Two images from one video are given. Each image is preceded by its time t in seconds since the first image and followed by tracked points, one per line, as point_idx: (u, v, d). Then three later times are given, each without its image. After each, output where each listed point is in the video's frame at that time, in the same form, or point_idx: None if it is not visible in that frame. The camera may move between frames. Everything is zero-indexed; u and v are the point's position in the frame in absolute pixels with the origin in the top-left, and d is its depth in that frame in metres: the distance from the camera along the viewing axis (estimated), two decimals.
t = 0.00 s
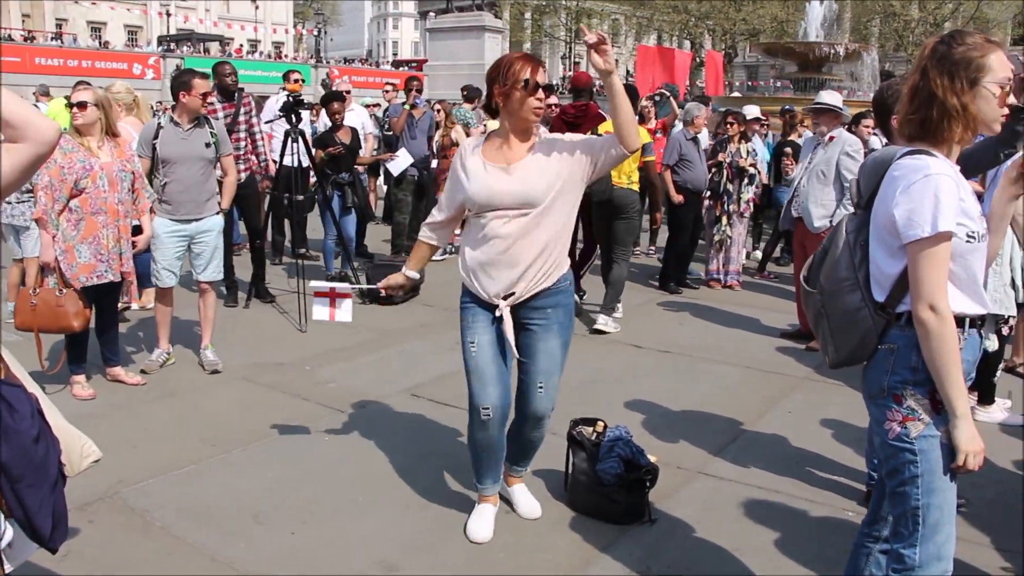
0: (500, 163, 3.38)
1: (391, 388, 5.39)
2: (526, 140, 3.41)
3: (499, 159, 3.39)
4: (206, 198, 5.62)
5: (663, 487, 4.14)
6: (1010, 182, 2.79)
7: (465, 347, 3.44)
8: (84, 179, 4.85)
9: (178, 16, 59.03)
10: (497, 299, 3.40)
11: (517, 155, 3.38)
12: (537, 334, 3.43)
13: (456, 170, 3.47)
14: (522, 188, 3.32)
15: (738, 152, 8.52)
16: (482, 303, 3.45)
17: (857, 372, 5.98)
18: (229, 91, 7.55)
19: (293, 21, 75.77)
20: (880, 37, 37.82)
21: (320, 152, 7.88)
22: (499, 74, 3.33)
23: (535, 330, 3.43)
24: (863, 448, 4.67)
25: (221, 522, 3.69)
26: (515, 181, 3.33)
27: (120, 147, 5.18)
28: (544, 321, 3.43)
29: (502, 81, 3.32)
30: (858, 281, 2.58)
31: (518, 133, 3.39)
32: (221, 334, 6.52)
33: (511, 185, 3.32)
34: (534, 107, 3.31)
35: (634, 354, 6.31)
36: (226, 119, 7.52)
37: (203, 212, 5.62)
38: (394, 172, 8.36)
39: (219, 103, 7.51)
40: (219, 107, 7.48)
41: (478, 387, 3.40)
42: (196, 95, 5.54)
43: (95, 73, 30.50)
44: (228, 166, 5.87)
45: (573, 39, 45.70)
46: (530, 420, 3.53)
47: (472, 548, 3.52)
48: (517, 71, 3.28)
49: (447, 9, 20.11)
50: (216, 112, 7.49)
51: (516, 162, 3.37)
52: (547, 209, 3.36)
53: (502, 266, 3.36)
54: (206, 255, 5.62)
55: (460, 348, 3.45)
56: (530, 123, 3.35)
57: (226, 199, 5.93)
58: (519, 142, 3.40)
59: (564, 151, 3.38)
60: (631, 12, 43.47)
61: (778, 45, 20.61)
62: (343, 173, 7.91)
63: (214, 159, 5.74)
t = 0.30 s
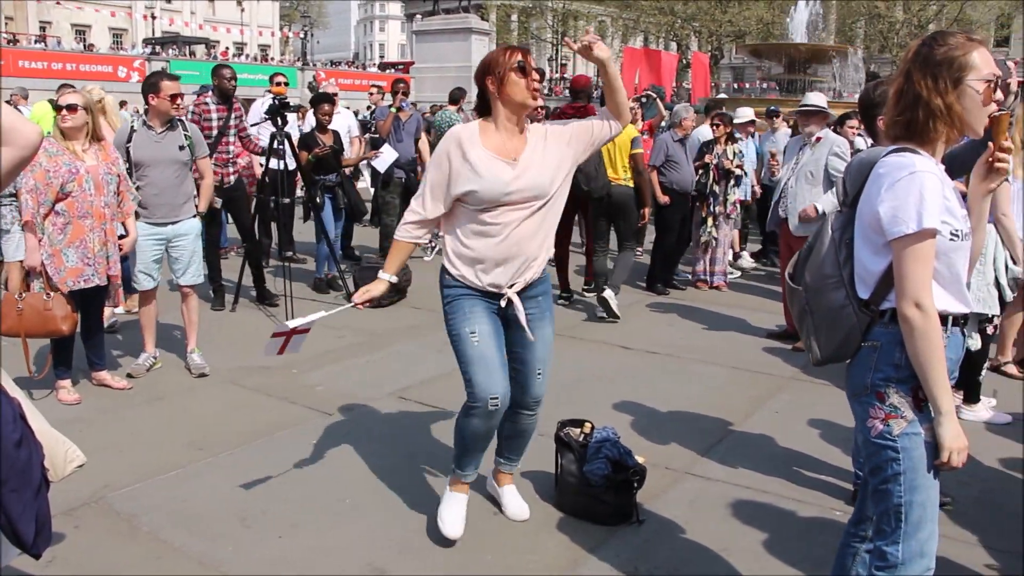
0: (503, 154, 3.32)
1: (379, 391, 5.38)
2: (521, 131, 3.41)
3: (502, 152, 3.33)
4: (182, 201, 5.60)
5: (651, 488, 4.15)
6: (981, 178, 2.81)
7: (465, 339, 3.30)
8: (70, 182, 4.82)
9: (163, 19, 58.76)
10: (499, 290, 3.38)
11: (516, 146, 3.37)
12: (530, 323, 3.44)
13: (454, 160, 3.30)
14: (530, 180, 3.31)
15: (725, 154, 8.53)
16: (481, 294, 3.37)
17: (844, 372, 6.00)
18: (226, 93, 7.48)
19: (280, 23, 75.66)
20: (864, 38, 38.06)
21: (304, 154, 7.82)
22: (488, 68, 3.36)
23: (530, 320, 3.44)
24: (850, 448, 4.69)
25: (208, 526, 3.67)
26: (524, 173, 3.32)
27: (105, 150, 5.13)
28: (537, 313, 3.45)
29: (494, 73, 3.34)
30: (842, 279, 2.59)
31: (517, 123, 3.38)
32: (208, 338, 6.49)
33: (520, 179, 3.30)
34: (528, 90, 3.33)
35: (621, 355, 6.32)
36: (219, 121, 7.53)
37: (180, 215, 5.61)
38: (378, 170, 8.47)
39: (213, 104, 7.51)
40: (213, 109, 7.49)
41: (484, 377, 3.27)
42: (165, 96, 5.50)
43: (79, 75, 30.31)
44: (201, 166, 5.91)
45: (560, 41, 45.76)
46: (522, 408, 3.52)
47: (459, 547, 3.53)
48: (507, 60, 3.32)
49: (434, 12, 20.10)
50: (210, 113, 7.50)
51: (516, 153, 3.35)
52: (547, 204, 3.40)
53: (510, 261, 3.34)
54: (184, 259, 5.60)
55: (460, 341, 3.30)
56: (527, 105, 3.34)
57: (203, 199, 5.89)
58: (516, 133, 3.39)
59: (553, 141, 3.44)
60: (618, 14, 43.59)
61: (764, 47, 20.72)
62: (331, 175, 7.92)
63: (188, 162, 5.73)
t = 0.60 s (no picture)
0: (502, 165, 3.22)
1: (374, 392, 5.37)
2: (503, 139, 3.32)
3: (500, 161, 3.22)
4: (166, 203, 5.61)
5: (646, 489, 4.15)
6: (978, 178, 2.82)
7: (472, 378, 3.18)
8: (66, 184, 4.81)
9: (157, 20, 58.65)
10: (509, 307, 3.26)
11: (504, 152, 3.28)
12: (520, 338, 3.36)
13: (466, 176, 3.09)
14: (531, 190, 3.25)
15: (720, 155, 8.55)
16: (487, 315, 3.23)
17: (838, 372, 6.01)
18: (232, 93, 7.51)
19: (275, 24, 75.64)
20: (858, 38, 38.17)
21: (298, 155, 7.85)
22: (467, 78, 3.21)
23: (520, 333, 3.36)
24: (845, 448, 4.70)
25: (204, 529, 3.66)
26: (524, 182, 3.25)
27: (100, 151, 5.10)
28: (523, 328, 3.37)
29: (474, 83, 3.20)
30: (837, 278, 2.60)
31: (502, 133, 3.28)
32: (202, 340, 6.47)
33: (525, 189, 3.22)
34: (511, 103, 3.21)
35: (616, 355, 6.32)
36: (224, 121, 7.54)
37: (164, 217, 5.60)
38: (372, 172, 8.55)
39: (218, 104, 7.53)
40: (218, 108, 7.50)
41: (487, 415, 3.23)
42: (143, 98, 5.44)
43: (73, 77, 30.20)
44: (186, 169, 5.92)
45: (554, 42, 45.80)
46: (504, 416, 3.45)
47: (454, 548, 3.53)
48: (486, 71, 3.18)
49: (428, 12, 20.10)
50: (215, 113, 7.51)
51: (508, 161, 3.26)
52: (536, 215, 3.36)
53: (522, 274, 3.26)
54: (170, 263, 5.56)
55: (466, 379, 3.17)
56: (509, 118, 3.24)
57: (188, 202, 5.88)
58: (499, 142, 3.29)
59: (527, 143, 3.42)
60: (612, 14, 43.63)
61: (758, 47, 20.76)
62: (326, 177, 7.93)
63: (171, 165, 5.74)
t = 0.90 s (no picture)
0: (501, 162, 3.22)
1: (370, 394, 5.37)
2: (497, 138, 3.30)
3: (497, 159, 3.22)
4: (159, 205, 5.60)
5: (643, 489, 4.15)
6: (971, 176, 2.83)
7: (466, 372, 3.15)
8: (62, 186, 4.81)
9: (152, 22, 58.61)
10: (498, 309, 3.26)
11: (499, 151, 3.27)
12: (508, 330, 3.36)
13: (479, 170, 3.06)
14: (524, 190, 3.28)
15: (716, 155, 8.55)
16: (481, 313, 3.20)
17: (834, 372, 6.02)
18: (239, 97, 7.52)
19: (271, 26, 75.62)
20: (854, 39, 38.28)
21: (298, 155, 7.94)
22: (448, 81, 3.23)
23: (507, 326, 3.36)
24: (841, 447, 4.71)
25: (200, 531, 3.66)
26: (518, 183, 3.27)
27: (96, 153, 5.09)
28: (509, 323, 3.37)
29: (456, 85, 3.22)
30: (836, 282, 2.60)
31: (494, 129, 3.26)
32: (198, 342, 6.46)
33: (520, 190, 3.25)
34: (497, 98, 3.21)
35: (613, 356, 6.33)
36: (231, 122, 7.42)
37: (156, 220, 5.60)
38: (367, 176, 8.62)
39: (226, 106, 7.44)
40: (225, 109, 7.40)
41: (481, 409, 3.21)
42: (134, 101, 5.43)
43: (68, 80, 30.16)
44: (179, 169, 5.93)
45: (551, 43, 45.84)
46: (514, 403, 3.49)
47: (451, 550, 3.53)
48: (465, 72, 3.20)
49: (424, 14, 20.11)
50: (222, 115, 7.39)
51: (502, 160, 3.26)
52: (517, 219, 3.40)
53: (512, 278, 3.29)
54: (167, 263, 5.55)
55: (460, 373, 3.15)
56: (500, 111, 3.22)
57: (180, 203, 5.91)
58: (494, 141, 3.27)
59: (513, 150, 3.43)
60: (607, 15, 43.67)
61: (754, 48, 20.81)
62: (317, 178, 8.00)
63: (165, 167, 5.74)
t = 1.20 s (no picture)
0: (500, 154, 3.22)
1: (366, 394, 5.37)
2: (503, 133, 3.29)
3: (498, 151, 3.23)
4: (165, 204, 5.60)
5: (639, 490, 4.15)
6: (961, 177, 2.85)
7: (454, 353, 3.21)
8: (57, 187, 4.80)
9: (148, 23, 58.54)
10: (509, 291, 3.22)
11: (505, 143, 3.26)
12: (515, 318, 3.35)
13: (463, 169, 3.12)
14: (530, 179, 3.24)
15: (712, 156, 8.59)
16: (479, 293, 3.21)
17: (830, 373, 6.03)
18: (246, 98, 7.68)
19: (267, 26, 75.61)
20: (850, 40, 38.36)
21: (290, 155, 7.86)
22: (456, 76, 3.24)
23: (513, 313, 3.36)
24: (837, 448, 4.72)
25: (196, 532, 3.65)
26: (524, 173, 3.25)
27: (91, 155, 5.08)
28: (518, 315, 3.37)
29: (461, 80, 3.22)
30: (831, 285, 2.60)
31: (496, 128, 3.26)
32: (194, 343, 6.46)
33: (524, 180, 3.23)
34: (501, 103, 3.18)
35: (609, 357, 6.33)
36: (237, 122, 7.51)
37: (163, 219, 5.59)
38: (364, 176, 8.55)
39: (233, 106, 7.54)
40: (232, 110, 7.49)
41: (465, 392, 3.25)
42: (138, 100, 5.44)
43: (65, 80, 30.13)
44: (183, 169, 5.90)
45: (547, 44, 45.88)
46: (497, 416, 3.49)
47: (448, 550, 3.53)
48: (468, 73, 3.21)
49: (421, 15, 20.12)
50: (229, 114, 7.49)
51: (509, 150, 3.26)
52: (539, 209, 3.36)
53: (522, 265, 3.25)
54: (168, 264, 5.56)
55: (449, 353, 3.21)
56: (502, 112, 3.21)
57: (183, 203, 5.84)
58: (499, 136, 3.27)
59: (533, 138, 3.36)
60: (604, 16, 43.73)
61: (749, 49, 20.84)
62: (313, 178, 8.00)
63: (169, 166, 5.72)
